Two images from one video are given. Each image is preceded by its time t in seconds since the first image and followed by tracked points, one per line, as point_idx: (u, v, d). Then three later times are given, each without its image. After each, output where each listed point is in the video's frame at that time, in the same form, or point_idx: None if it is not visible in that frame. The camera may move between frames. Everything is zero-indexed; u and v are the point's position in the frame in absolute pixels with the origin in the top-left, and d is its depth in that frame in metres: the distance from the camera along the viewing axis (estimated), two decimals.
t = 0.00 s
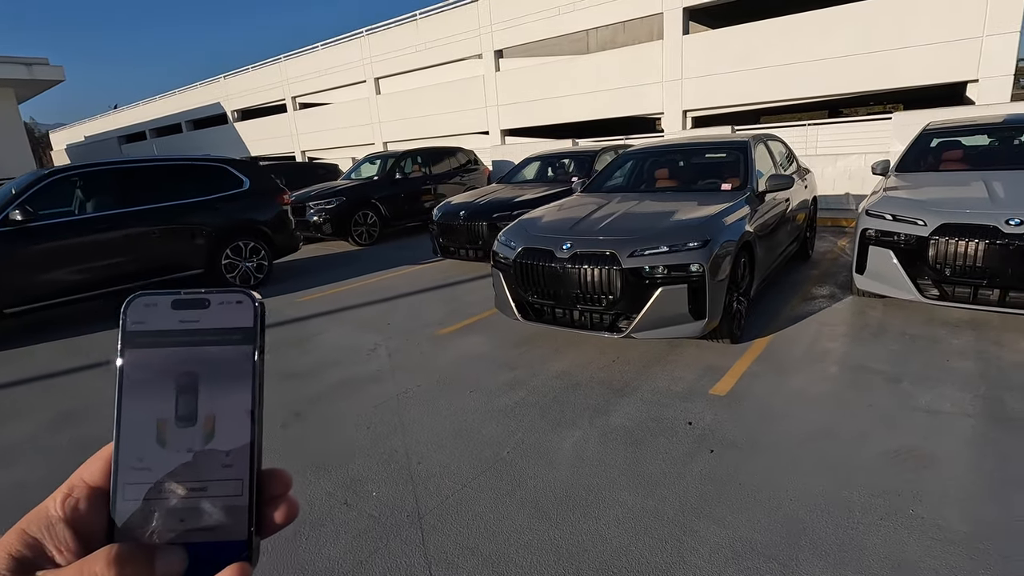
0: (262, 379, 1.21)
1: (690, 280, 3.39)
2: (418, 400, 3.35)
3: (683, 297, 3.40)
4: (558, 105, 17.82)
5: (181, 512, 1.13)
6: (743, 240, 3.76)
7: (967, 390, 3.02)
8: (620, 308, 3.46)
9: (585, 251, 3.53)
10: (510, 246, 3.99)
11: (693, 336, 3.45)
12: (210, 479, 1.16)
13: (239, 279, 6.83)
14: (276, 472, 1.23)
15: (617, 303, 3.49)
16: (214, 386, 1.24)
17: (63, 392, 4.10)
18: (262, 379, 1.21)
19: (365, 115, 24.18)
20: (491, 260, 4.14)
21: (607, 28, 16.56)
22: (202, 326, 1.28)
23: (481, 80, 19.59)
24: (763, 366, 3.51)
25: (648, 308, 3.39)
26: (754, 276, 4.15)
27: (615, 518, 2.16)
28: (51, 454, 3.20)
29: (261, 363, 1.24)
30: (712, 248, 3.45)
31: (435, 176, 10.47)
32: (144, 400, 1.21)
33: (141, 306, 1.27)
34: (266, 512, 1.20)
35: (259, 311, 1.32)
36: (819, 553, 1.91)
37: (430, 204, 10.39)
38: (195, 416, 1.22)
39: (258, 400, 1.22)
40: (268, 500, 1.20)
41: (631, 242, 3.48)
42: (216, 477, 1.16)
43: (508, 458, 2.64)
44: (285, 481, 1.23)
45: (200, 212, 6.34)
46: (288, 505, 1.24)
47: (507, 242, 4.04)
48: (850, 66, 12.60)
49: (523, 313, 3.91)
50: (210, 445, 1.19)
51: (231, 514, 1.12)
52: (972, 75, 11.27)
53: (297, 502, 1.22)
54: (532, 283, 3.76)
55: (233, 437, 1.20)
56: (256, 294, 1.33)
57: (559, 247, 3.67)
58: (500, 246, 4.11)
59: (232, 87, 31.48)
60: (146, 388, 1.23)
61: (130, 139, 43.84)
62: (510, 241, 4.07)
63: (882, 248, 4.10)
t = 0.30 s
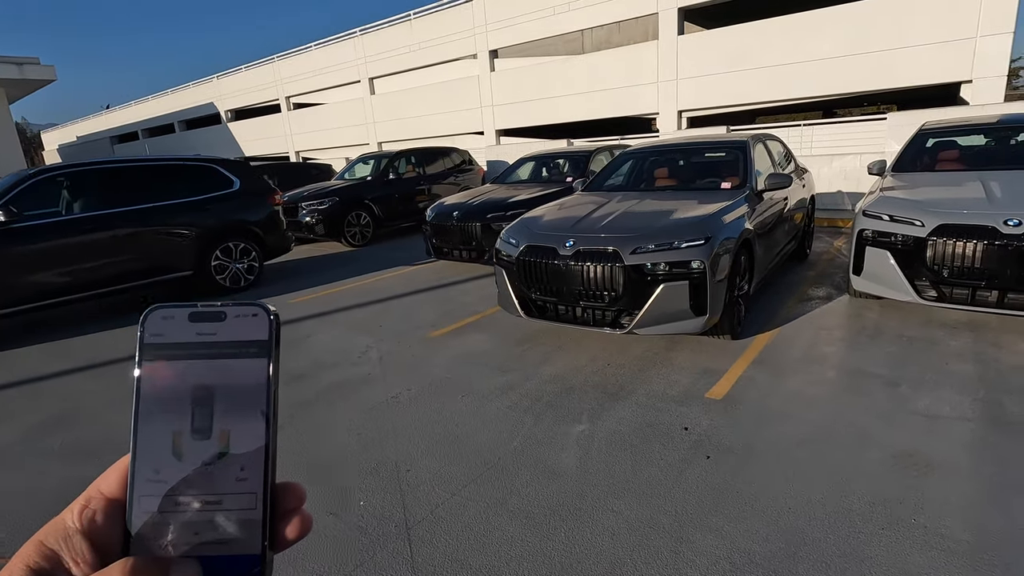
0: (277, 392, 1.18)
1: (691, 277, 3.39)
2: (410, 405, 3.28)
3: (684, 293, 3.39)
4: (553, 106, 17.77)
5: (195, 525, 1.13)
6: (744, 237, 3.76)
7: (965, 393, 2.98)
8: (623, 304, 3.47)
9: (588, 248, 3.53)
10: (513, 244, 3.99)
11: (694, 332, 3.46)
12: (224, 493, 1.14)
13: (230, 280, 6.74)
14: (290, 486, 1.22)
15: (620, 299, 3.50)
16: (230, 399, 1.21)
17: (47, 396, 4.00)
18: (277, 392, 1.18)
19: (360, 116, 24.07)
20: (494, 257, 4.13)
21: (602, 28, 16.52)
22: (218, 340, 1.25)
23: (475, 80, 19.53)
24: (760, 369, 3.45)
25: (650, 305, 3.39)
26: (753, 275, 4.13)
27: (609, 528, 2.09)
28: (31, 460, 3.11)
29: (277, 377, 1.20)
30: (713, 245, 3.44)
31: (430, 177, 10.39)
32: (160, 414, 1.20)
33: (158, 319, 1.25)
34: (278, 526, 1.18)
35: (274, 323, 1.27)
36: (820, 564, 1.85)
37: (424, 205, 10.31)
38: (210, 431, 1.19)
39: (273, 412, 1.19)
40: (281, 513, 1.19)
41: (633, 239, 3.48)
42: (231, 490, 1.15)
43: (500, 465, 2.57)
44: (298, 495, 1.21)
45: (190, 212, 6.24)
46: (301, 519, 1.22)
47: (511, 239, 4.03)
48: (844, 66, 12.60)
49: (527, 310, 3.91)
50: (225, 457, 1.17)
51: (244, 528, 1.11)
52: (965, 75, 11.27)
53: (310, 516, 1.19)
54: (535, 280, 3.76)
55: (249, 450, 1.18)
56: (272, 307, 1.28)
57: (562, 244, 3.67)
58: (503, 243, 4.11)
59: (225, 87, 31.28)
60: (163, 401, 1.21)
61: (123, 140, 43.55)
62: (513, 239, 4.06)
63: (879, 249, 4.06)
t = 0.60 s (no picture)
0: (291, 395, 1.21)
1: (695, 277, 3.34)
2: (402, 414, 3.19)
3: (688, 293, 3.34)
4: (550, 106, 17.69)
5: (211, 529, 1.14)
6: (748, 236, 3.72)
7: (971, 401, 2.92)
8: (628, 304, 3.43)
9: (593, 248, 3.48)
10: (518, 244, 3.91)
11: (698, 331, 3.43)
12: (240, 497, 1.16)
13: (221, 283, 6.63)
14: (304, 488, 1.23)
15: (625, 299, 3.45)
16: (245, 405, 1.23)
17: (32, 402, 3.89)
18: (291, 395, 1.21)
19: (355, 115, 23.91)
20: (499, 258, 4.06)
21: (600, 28, 16.43)
22: (233, 347, 1.28)
23: (471, 80, 19.42)
24: (761, 376, 3.38)
25: (655, 304, 3.34)
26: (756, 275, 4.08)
27: (607, 547, 2.01)
28: (11, 470, 3.01)
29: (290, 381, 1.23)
30: (717, 246, 3.39)
31: (425, 177, 10.29)
32: (176, 420, 1.22)
33: (174, 327, 1.28)
34: (293, 529, 1.20)
35: (287, 329, 1.31)
36: None
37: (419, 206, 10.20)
38: (225, 436, 1.21)
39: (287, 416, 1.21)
40: (295, 516, 1.20)
41: (637, 239, 3.43)
42: (246, 494, 1.16)
43: (495, 478, 2.49)
44: (312, 497, 1.22)
45: (181, 213, 6.14)
46: (315, 521, 1.23)
47: (515, 239, 3.96)
48: (842, 67, 12.57)
49: (532, 310, 3.85)
50: (240, 462, 1.19)
51: (259, 532, 1.13)
52: (962, 76, 11.25)
53: (325, 520, 1.20)
54: (540, 280, 3.70)
55: (264, 454, 1.20)
56: (284, 314, 1.31)
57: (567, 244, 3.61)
58: (508, 244, 4.03)
59: (220, 86, 31.05)
60: (178, 408, 1.23)
61: (116, 139, 43.19)
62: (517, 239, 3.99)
63: (881, 253, 3.99)
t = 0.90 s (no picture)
0: (290, 375, 1.22)
1: (700, 274, 3.29)
2: (396, 420, 3.11)
3: (694, 291, 3.29)
4: (547, 106, 17.61)
5: (212, 510, 1.15)
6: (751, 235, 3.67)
7: (977, 406, 2.86)
8: (633, 301, 3.38)
9: (598, 246, 3.43)
10: (523, 242, 3.84)
11: (704, 328, 3.38)
12: (241, 478, 1.17)
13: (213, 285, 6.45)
14: (305, 469, 1.24)
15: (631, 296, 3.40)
16: (243, 384, 1.25)
17: (16, 408, 3.79)
18: (290, 375, 1.22)
19: (351, 115, 23.79)
20: (505, 256, 3.99)
21: (597, 27, 16.36)
22: (230, 325, 1.29)
23: (468, 80, 19.33)
24: (762, 380, 3.31)
25: (660, 301, 3.30)
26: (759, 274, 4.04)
27: (608, 562, 1.93)
28: None
29: (289, 362, 1.24)
30: (722, 244, 3.34)
31: (421, 177, 10.21)
32: (175, 400, 1.23)
33: (171, 305, 1.30)
34: (294, 510, 1.20)
35: (285, 308, 1.32)
36: None
37: (415, 206, 10.12)
38: (224, 416, 1.22)
39: (287, 396, 1.22)
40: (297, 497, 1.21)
41: (642, 237, 3.37)
42: (247, 475, 1.17)
43: (491, 487, 2.42)
44: (314, 479, 1.24)
45: (174, 213, 6.05)
46: (317, 503, 1.24)
47: (521, 237, 3.89)
48: (839, 67, 12.54)
49: (537, 307, 3.80)
50: (239, 444, 1.20)
51: (261, 512, 1.13)
52: (959, 76, 11.24)
53: (326, 501, 1.22)
54: (546, 278, 3.64)
55: (264, 436, 1.21)
56: (282, 292, 1.32)
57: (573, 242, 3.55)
58: (514, 242, 3.96)
59: (214, 86, 30.86)
60: (177, 388, 1.25)
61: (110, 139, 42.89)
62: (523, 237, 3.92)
63: (883, 255, 3.94)
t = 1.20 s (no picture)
0: (279, 382, 1.18)
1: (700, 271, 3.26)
2: (387, 424, 3.07)
3: (693, 288, 3.27)
4: (543, 105, 17.58)
5: (198, 522, 1.11)
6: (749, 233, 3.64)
7: (975, 410, 2.83)
8: (635, 297, 3.34)
9: (599, 243, 3.40)
10: (526, 240, 3.80)
11: (704, 325, 3.35)
12: (229, 488, 1.13)
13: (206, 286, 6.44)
14: (294, 479, 1.20)
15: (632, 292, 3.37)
16: (231, 391, 1.21)
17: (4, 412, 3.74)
18: (279, 382, 1.18)
19: (347, 115, 23.71)
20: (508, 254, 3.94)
21: (593, 27, 16.33)
22: (219, 331, 1.25)
23: (464, 80, 19.29)
24: (758, 383, 3.28)
25: (660, 298, 3.28)
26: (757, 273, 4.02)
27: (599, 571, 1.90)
28: None
29: (278, 369, 1.20)
30: (721, 242, 3.32)
31: (417, 177, 10.16)
32: (161, 408, 1.19)
33: (157, 311, 1.26)
34: (283, 519, 1.16)
35: (275, 313, 1.29)
36: None
37: (410, 206, 10.07)
38: (212, 423, 1.18)
39: (276, 404, 1.18)
40: (286, 507, 1.17)
41: (643, 235, 3.35)
42: (234, 484, 1.13)
43: (482, 493, 2.38)
44: (303, 488, 1.19)
45: (167, 213, 6.00)
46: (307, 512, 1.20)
47: (524, 236, 3.85)
48: (835, 67, 12.54)
49: (540, 304, 3.76)
50: (226, 453, 1.16)
51: (249, 523, 1.09)
52: (955, 77, 11.25)
53: (317, 511, 1.17)
54: (548, 275, 3.60)
55: (252, 444, 1.17)
56: (271, 297, 1.29)
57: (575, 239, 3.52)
58: (517, 241, 3.92)
59: (210, 86, 30.72)
60: (163, 396, 1.20)
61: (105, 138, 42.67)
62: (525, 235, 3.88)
63: (878, 256, 3.91)
